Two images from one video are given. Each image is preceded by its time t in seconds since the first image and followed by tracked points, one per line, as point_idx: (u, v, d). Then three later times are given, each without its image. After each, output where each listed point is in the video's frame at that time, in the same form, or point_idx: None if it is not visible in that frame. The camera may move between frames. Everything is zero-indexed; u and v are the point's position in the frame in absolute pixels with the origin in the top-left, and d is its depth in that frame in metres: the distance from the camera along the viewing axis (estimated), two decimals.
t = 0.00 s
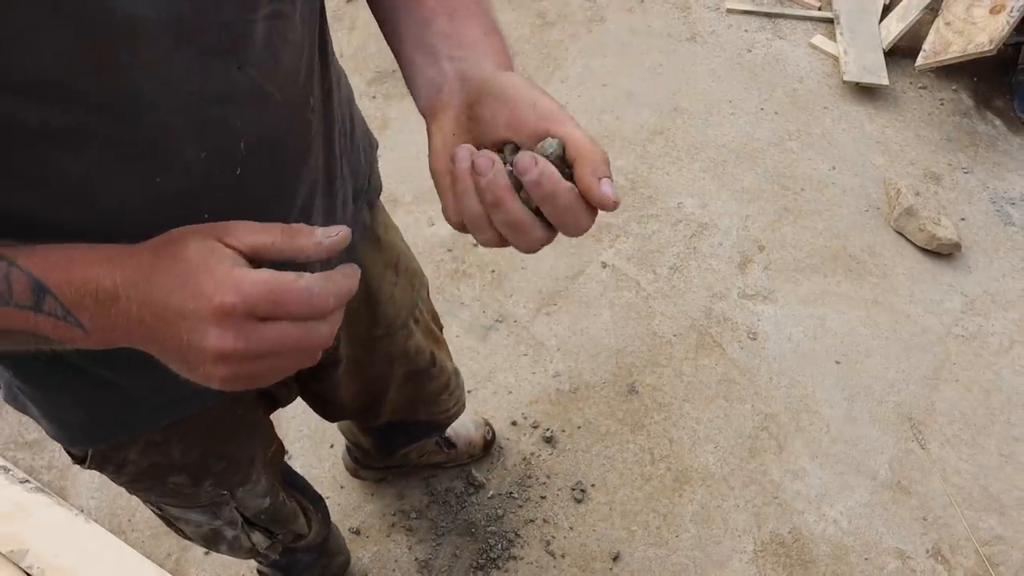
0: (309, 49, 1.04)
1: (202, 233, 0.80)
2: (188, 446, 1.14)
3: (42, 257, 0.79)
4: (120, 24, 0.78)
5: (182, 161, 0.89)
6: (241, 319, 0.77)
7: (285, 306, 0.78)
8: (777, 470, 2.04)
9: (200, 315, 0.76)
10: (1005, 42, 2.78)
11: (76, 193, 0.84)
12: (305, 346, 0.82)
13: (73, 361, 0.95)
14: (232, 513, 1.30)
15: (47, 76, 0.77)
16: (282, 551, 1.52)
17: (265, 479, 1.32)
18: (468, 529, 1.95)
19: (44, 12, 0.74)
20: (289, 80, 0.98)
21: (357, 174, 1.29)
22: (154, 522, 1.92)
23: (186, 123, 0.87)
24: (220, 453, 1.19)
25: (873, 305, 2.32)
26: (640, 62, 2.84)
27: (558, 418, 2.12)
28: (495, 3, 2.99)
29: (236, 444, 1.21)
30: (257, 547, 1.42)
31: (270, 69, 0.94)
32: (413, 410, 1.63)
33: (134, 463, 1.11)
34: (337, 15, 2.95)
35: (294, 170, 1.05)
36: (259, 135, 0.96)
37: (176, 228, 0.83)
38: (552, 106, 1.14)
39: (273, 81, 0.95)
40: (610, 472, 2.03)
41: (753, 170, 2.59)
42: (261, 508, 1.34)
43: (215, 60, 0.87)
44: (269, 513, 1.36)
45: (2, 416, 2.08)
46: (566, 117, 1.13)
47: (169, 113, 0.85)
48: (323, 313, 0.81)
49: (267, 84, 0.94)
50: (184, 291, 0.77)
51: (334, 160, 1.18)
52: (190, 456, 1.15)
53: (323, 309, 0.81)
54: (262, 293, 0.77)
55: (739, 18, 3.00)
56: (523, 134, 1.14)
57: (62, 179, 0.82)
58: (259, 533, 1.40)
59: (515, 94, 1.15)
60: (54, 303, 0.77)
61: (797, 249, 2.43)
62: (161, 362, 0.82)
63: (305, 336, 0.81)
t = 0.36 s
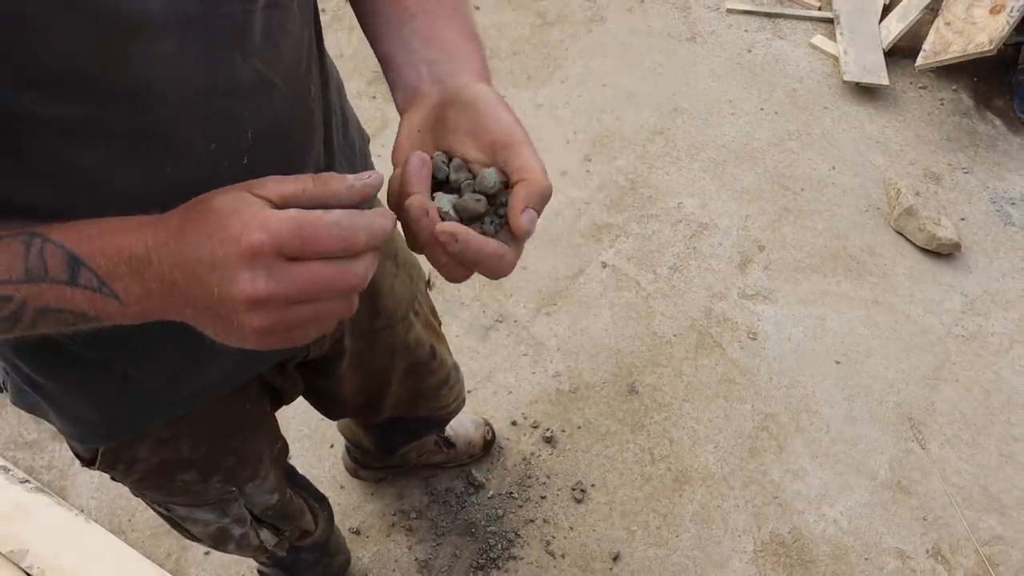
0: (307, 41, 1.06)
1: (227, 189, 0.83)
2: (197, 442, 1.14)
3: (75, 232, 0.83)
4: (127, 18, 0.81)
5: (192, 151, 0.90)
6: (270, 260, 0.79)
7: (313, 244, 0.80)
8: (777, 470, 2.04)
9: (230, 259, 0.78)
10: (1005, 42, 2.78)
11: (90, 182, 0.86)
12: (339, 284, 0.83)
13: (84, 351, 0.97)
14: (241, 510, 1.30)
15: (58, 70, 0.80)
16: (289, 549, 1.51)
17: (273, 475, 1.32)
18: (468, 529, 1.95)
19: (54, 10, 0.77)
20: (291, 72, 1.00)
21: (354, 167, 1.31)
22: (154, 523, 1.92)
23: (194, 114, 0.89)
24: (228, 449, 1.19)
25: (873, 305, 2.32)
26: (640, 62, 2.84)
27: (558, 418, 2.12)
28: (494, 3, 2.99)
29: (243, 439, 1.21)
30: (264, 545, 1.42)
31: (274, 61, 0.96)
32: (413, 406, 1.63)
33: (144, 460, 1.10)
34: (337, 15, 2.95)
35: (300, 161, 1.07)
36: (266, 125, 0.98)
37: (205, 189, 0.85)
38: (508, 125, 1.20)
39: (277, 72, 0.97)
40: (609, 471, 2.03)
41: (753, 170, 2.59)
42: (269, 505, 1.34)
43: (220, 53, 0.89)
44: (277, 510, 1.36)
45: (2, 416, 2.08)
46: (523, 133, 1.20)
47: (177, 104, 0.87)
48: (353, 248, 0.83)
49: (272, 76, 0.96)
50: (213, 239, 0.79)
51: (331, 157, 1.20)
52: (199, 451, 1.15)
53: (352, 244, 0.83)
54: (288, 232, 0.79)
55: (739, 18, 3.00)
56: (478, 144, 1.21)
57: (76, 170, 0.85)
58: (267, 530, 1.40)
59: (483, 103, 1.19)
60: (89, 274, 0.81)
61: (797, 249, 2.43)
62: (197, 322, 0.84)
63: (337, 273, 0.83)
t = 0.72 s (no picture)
0: (304, 41, 1.06)
1: (216, 200, 0.81)
2: (199, 441, 1.14)
3: (62, 241, 0.83)
4: (130, 19, 0.81)
5: (192, 150, 0.90)
6: (254, 275, 0.76)
7: (298, 259, 0.78)
8: (777, 470, 2.04)
9: (215, 273, 0.76)
10: (1005, 42, 2.78)
11: (90, 182, 0.86)
12: (324, 300, 0.81)
13: (83, 351, 0.97)
14: (243, 509, 1.30)
15: (61, 70, 0.80)
16: (290, 549, 1.51)
17: (275, 474, 1.32)
18: (469, 529, 1.95)
19: (57, 10, 0.77)
20: (288, 71, 1.00)
21: (350, 166, 1.31)
22: (154, 522, 1.92)
23: (196, 114, 0.89)
24: (230, 448, 1.18)
25: (873, 304, 2.32)
26: (640, 62, 2.84)
27: (558, 418, 2.12)
28: (494, 3, 2.99)
29: (244, 439, 1.21)
30: (266, 545, 1.42)
31: (273, 61, 0.96)
32: (412, 404, 1.63)
33: (146, 460, 1.10)
34: (337, 14, 2.95)
35: (297, 161, 1.07)
36: (265, 125, 0.98)
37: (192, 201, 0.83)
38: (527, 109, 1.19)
39: (275, 72, 0.97)
40: (610, 472, 2.03)
41: (753, 170, 2.59)
42: (270, 504, 1.34)
43: (221, 53, 0.89)
44: (278, 509, 1.36)
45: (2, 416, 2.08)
46: (538, 117, 1.20)
47: (178, 104, 0.87)
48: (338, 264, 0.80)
49: (270, 76, 0.96)
50: (198, 253, 0.77)
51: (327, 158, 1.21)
52: (200, 451, 1.15)
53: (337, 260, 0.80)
54: (274, 246, 0.76)
55: (739, 18, 3.00)
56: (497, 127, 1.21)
57: (76, 170, 0.85)
58: (269, 530, 1.40)
59: (498, 90, 1.19)
60: (76, 284, 0.81)
61: (797, 249, 2.42)
62: (182, 336, 0.82)
63: (321, 290, 0.80)
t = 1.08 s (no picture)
0: (305, 43, 1.06)
1: (213, 193, 0.81)
2: (198, 442, 1.14)
3: (60, 238, 0.83)
4: (131, 22, 0.81)
5: (194, 153, 0.91)
6: (251, 267, 0.77)
7: (296, 250, 0.78)
8: (777, 470, 2.04)
9: (212, 266, 0.76)
10: (1005, 42, 2.78)
11: (90, 184, 0.86)
12: (321, 292, 0.81)
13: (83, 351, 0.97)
14: (242, 510, 1.30)
15: (61, 70, 0.80)
16: (289, 549, 1.51)
17: (274, 475, 1.32)
18: (468, 529, 1.95)
19: (57, 10, 0.77)
20: (289, 73, 1.00)
21: (352, 167, 1.31)
22: (154, 522, 1.92)
23: (197, 117, 0.89)
24: (230, 448, 1.19)
25: (873, 305, 2.32)
26: (640, 62, 2.84)
27: (558, 418, 2.12)
28: (494, 3, 2.99)
29: (243, 440, 1.21)
30: (265, 546, 1.42)
31: (275, 65, 0.97)
32: (412, 405, 1.63)
33: (145, 461, 1.10)
34: (338, 15, 2.95)
35: (297, 164, 1.07)
36: (265, 128, 0.98)
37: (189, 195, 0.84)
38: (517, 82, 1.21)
39: (276, 74, 0.97)
40: (610, 472, 2.03)
41: (753, 170, 2.59)
42: (270, 505, 1.34)
43: (222, 57, 0.89)
44: (277, 510, 1.36)
45: (2, 416, 2.08)
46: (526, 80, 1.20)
47: (178, 107, 0.87)
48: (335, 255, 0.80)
49: (271, 78, 0.96)
50: (194, 246, 0.77)
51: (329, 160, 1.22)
52: (199, 451, 1.15)
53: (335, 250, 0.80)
54: (271, 238, 0.77)
55: (739, 18, 3.00)
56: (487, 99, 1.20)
57: (76, 170, 0.85)
58: (268, 531, 1.40)
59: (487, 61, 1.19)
60: (74, 280, 0.81)
61: (797, 249, 2.43)
62: (180, 330, 0.83)
63: (318, 282, 0.80)
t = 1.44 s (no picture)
0: (306, 44, 1.06)
1: (212, 193, 0.80)
2: (199, 444, 1.14)
3: (59, 241, 0.83)
4: (133, 23, 0.81)
5: (196, 155, 0.90)
6: (249, 267, 0.76)
7: (294, 250, 0.77)
8: (777, 470, 2.04)
9: (210, 269, 0.76)
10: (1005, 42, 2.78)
11: (92, 187, 0.86)
12: (321, 291, 0.80)
13: (84, 352, 0.97)
14: (243, 510, 1.29)
15: (62, 72, 0.80)
16: (291, 549, 1.51)
17: (275, 476, 1.32)
18: (468, 529, 1.95)
19: (58, 12, 0.77)
20: (291, 75, 1.00)
21: (354, 168, 1.31)
22: (154, 522, 1.92)
23: (199, 119, 0.88)
24: (232, 449, 1.19)
25: (873, 305, 2.32)
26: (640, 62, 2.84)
27: (558, 418, 2.12)
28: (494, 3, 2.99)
29: (244, 441, 1.21)
30: (267, 546, 1.41)
31: (276, 67, 0.97)
32: (413, 405, 1.63)
33: (146, 462, 1.10)
34: (337, 14, 2.95)
35: (299, 166, 1.07)
36: (267, 129, 0.98)
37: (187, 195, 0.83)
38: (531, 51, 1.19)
39: (277, 76, 0.97)
40: (610, 472, 2.03)
41: (753, 170, 2.59)
42: (271, 505, 1.33)
43: (223, 60, 0.89)
44: (279, 510, 1.36)
45: (2, 416, 2.08)
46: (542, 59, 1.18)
47: (180, 109, 0.86)
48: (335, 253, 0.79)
49: (272, 80, 0.96)
50: (191, 249, 0.77)
51: (331, 162, 1.21)
52: (200, 452, 1.15)
53: (334, 249, 0.79)
54: (270, 239, 0.76)
55: (739, 17, 3.00)
56: (505, 77, 1.19)
57: (78, 172, 0.85)
58: (269, 531, 1.39)
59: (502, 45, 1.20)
60: (72, 283, 0.81)
61: (796, 249, 2.43)
62: (180, 333, 0.83)
63: (317, 281, 0.80)
